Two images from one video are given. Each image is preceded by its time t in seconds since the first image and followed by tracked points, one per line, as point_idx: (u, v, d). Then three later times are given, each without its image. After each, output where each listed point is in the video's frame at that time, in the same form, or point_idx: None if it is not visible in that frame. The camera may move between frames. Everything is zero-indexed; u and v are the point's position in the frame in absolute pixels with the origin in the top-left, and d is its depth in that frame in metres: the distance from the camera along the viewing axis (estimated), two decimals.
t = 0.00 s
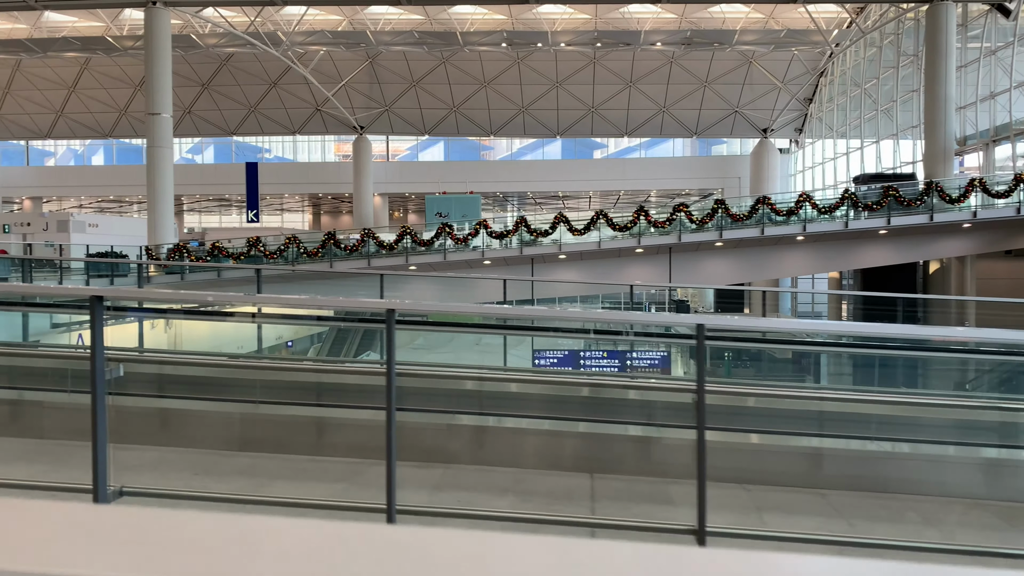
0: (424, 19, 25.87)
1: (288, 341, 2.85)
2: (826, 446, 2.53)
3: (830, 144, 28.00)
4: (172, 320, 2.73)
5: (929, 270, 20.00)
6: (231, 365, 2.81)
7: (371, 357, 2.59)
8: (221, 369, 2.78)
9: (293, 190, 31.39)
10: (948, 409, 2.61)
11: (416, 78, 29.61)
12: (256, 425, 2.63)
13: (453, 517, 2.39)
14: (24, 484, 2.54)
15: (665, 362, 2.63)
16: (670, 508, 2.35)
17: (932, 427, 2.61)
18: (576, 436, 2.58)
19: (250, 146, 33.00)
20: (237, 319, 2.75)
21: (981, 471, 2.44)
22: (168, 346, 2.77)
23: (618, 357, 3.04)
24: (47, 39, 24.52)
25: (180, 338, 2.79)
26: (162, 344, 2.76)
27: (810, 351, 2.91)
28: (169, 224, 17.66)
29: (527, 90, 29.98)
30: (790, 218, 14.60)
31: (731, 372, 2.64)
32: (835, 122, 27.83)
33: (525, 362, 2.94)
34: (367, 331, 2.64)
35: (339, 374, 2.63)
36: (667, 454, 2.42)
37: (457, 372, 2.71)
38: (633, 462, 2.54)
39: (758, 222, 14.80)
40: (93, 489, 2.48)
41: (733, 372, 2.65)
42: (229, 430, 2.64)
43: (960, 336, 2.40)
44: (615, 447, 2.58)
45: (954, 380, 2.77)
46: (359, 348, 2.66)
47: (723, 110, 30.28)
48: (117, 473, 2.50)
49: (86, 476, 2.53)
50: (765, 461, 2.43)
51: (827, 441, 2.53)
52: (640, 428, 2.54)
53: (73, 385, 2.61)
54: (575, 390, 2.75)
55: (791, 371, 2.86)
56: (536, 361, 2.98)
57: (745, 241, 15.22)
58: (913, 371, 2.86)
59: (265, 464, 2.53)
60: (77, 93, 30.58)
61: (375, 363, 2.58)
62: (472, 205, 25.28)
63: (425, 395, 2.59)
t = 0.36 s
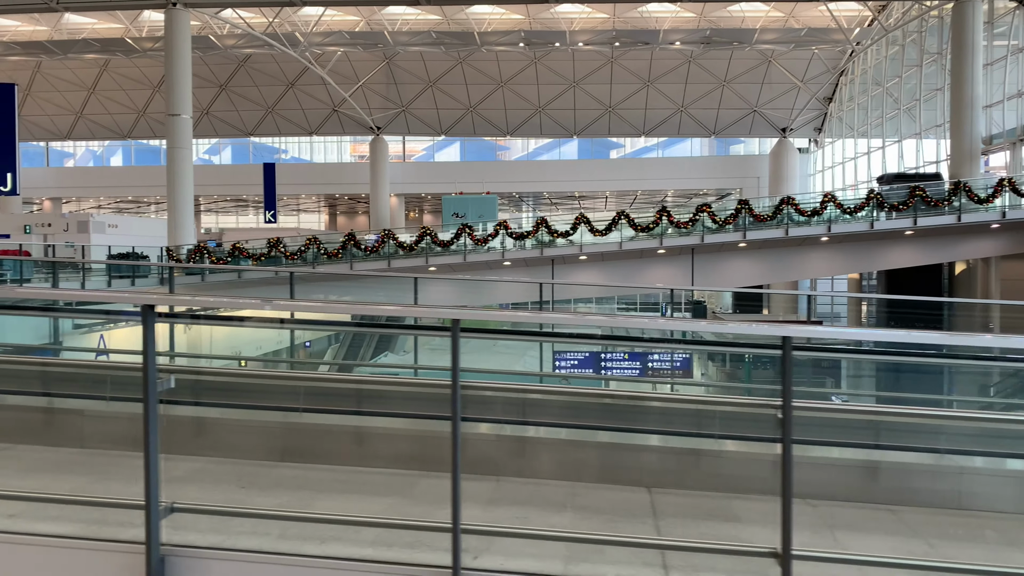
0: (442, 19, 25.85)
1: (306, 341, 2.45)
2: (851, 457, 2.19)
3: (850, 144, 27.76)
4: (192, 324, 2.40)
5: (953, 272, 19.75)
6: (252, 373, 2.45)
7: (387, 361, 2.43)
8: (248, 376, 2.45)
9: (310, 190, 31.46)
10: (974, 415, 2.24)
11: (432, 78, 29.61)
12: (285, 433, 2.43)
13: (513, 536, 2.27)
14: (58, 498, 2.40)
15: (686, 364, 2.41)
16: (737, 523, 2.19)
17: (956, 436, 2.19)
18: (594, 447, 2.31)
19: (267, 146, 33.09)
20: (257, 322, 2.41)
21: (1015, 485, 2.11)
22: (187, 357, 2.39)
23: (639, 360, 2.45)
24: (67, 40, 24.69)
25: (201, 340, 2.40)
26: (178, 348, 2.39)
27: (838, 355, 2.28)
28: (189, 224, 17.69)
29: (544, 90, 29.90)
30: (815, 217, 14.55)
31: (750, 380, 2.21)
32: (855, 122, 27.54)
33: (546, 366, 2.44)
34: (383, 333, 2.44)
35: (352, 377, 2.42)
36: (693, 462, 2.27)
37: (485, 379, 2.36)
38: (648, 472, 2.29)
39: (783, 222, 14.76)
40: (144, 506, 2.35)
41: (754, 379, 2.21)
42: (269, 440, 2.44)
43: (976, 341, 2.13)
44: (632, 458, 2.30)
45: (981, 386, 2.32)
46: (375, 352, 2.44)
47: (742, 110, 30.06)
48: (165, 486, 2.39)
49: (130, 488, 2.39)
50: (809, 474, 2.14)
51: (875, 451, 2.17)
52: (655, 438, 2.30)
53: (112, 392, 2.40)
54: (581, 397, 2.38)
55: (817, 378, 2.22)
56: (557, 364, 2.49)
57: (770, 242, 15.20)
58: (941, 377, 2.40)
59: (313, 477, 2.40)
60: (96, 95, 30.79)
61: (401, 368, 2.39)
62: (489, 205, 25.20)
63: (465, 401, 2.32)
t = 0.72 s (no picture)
0: (463, 18, 25.80)
1: (326, 339, 2.36)
2: (914, 464, 2.00)
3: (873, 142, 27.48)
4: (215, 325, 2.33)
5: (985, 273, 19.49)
6: (274, 374, 2.34)
7: (409, 361, 2.37)
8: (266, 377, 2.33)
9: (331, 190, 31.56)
10: (1006, 417, 2.08)
11: (453, 78, 29.57)
12: (331, 437, 2.35)
13: (597, 550, 2.16)
14: (120, 505, 2.33)
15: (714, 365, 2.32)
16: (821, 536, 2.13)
17: (989, 441, 2.07)
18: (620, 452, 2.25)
19: (288, 147, 33.20)
20: (280, 323, 2.31)
21: None
22: (209, 359, 2.34)
23: (665, 359, 2.31)
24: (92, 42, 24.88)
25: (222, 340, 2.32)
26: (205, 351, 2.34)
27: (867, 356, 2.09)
28: (214, 223, 17.79)
29: (565, 89, 29.76)
30: (845, 217, 14.57)
31: (773, 380, 2.32)
32: (880, 120, 27.19)
33: (572, 366, 2.25)
34: (405, 333, 2.38)
35: (370, 379, 2.36)
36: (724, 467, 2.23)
37: (509, 382, 2.25)
38: (686, 481, 2.24)
39: (813, 222, 14.78)
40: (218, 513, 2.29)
41: (777, 379, 2.32)
42: (328, 446, 2.36)
43: (1007, 345, 1.97)
44: (661, 465, 2.25)
45: (1012, 388, 2.14)
46: (396, 352, 2.38)
47: (765, 108, 29.76)
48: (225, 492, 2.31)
49: (197, 495, 2.33)
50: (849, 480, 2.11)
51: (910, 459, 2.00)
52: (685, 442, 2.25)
53: (166, 395, 2.39)
54: (607, 402, 2.27)
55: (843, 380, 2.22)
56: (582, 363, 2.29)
57: (798, 242, 15.23)
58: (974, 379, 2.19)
59: (378, 482, 2.31)
60: (119, 96, 31.01)
61: (442, 370, 2.34)
62: (510, 205, 25.12)
63: (493, 404, 2.27)
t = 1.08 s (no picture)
0: (483, 18, 25.79)
1: (347, 340, 2.26)
2: None
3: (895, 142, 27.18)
4: (238, 327, 2.29)
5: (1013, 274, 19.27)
6: (333, 378, 2.24)
7: (429, 362, 2.26)
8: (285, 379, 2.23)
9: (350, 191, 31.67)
10: None
11: (472, 78, 29.55)
12: (394, 443, 2.28)
13: (682, 563, 2.12)
14: (186, 514, 2.31)
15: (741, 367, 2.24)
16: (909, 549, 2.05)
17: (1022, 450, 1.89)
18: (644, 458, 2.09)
19: (307, 147, 33.32)
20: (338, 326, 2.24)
21: None
22: (233, 360, 2.30)
23: (690, 361, 2.18)
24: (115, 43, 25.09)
25: (246, 340, 2.28)
26: (227, 351, 2.30)
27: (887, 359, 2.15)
28: (237, 224, 17.85)
29: (584, 88, 29.66)
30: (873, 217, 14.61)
31: (795, 384, 2.16)
32: (903, 120, 26.84)
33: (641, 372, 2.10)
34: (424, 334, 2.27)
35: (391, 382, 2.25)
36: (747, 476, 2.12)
37: (540, 384, 2.23)
38: (754, 489, 2.13)
39: (840, 223, 14.81)
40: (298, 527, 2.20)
41: (800, 383, 2.16)
42: (394, 451, 2.29)
43: None
44: (684, 468, 2.12)
45: None
46: (416, 353, 2.26)
47: (786, 107, 29.54)
48: (289, 500, 2.25)
49: (263, 503, 2.28)
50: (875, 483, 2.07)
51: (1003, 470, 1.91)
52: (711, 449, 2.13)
53: (222, 398, 2.29)
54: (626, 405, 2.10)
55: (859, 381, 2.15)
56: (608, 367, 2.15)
57: (825, 242, 15.26)
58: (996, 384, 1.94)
59: (443, 490, 2.28)
60: (141, 97, 31.23)
61: (486, 374, 2.27)
62: (529, 206, 25.08)
63: (517, 408, 2.23)
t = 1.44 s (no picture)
0: (499, 18, 25.75)
1: (365, 340, 2.21)
2: None
3: (914, 142, 26.92)
4: (255, 329, 2.30)
5: None
6: (406, 385, 2.21)
7: (446, 363, 2.25)
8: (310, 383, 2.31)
9: (365, 192, 31.75)
10: None
11: (487, 79, 29.50)
12: (457, 453, 2.28)
13: None
14: (244, 525, 2.24)
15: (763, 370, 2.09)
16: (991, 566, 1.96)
17: None
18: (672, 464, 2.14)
19: (322, 148, 33.39)
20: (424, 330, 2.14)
21: None
22: (252, 361, 2.38)
23: (712, 364, 2.08)
24: (134, 45, 25.22)
25: (265, 342, 2.33)
26: (245, 353, 2.36)
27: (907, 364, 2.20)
28: (254, 225, 17.89)
29: (600, 88, 29.55)
30: (900, 218, 14.89)
31: (816, 387, 2.20)
32: (923, 120, 26.57)
33: (735, 377, 2.03)
34: (440, 338, 2.22)
35: (411, 386, 2.22)
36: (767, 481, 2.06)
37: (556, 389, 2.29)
38: (827, 500, 2.07)
39: (865, 223, 15.04)
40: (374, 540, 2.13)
41: (823, 385, 2.20)
42: (448, 458, 2.27)
43: None
44: (702, 478, 2.07)
45: None
46: (434, 353, 2.23)
47: (803, 107, 29.39)
48: (351, 510, 2.21)
49: (322, 513, 2.24)
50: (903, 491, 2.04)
51: None
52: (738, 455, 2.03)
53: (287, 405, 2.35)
54: (648, 410, 2.22)
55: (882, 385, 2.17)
56: (628, 368, 2.25)
57: (849, 244, 15.50)
58: None
59: (504, 500, 2.23)
60: (158, 97, 31.35)
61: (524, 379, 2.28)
62: (545, 206, 24.96)
63: (536, 412, 2.29)
